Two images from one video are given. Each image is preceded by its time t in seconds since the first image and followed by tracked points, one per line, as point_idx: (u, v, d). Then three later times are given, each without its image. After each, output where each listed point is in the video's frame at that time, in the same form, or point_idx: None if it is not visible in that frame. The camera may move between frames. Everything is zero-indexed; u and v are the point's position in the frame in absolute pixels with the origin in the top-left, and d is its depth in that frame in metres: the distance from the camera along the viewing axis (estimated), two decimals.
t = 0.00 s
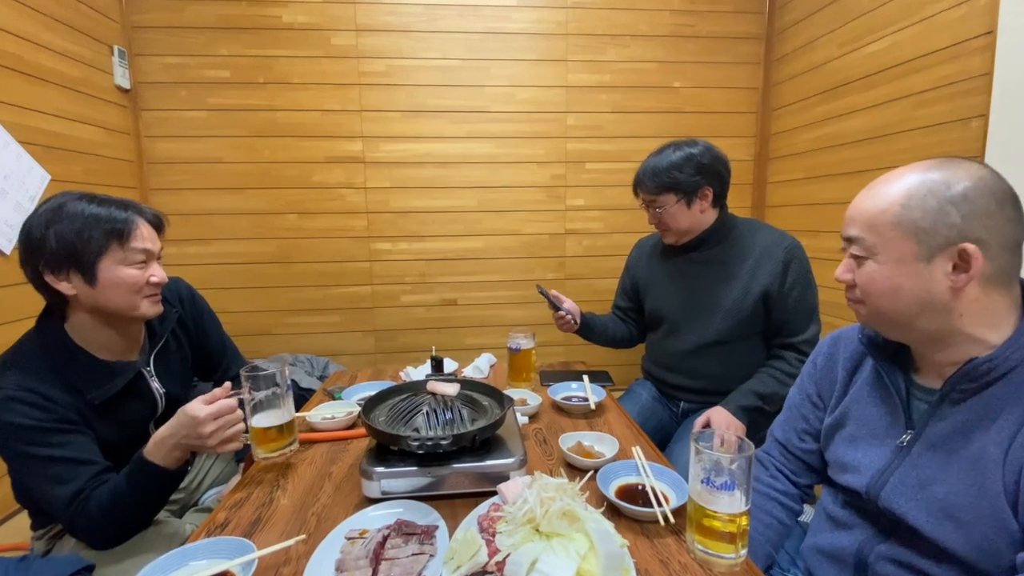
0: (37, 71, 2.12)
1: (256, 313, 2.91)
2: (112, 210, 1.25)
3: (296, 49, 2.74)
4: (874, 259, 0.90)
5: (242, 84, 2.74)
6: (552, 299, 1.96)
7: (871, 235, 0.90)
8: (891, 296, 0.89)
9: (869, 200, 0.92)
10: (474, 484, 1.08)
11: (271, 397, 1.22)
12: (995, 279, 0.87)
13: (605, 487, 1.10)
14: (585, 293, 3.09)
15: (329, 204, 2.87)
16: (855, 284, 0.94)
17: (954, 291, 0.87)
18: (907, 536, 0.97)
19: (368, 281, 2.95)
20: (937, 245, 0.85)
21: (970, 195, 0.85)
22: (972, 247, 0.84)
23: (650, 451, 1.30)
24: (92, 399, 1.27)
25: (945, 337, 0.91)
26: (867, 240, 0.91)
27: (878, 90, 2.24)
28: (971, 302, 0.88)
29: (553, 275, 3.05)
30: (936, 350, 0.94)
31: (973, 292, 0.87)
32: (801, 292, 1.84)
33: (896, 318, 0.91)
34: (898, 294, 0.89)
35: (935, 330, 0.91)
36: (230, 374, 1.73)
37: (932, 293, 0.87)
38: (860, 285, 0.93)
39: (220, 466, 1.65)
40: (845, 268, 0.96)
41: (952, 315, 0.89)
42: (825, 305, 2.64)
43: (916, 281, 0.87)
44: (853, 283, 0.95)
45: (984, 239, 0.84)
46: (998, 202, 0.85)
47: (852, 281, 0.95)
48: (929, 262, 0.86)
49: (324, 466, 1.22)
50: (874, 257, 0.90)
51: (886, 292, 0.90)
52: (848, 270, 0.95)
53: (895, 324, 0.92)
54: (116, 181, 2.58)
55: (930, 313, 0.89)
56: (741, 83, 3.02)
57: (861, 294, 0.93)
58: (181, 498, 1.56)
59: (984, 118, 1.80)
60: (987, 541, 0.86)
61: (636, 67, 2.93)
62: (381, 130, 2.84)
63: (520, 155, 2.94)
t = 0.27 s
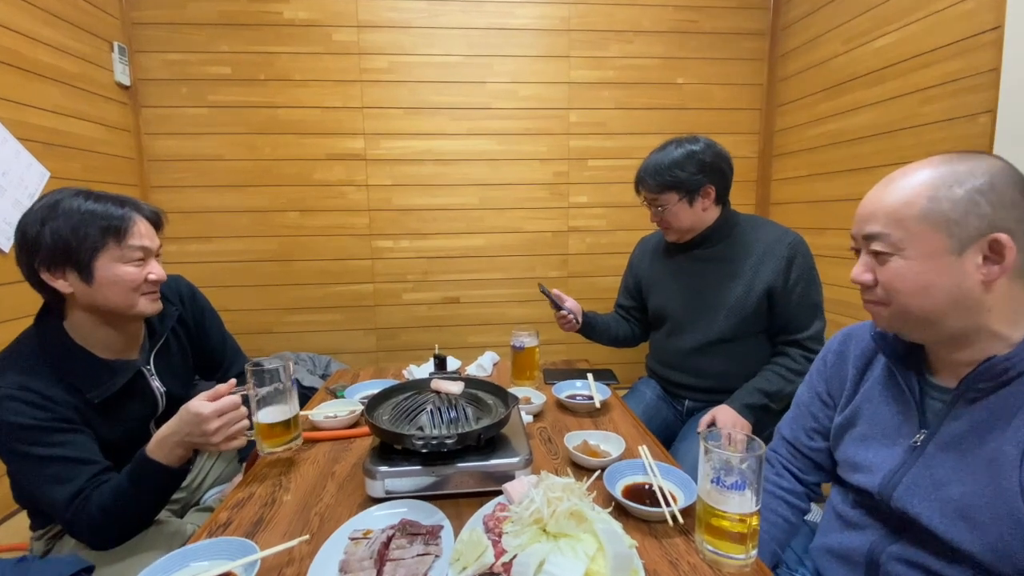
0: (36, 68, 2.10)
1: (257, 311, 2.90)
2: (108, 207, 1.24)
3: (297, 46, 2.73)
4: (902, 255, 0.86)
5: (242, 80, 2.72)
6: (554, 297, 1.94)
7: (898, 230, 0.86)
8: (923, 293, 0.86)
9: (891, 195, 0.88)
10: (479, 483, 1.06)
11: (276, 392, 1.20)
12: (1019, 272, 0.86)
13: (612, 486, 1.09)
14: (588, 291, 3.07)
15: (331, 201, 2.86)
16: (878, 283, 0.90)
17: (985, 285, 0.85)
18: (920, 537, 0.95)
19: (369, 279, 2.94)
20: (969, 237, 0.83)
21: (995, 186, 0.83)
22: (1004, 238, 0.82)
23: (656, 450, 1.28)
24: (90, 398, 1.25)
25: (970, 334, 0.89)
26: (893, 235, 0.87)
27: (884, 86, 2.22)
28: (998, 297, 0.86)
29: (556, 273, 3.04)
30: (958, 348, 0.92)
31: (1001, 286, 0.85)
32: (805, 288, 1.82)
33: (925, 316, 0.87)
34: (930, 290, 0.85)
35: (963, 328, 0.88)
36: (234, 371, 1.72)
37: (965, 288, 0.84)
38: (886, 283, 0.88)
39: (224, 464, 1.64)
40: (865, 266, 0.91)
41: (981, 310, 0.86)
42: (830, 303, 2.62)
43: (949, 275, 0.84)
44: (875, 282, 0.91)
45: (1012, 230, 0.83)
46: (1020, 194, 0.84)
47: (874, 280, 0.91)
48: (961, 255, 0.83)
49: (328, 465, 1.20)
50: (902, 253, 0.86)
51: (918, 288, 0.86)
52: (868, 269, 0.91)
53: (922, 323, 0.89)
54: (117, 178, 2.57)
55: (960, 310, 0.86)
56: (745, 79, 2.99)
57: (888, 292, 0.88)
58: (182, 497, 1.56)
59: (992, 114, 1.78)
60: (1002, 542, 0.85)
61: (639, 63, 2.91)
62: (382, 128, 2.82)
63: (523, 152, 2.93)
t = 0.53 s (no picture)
0: (31, 69, 2.10)
1: (255, 313, 2.89)
2: (101, 210, 1.24)
3: (294, 47, 2.72)
4: (901, 255, 0.86)
5: (239, 82, 2.72)
6: (546, 299, 1.95)
7: (897, 230, 0.86)
8: (922, 294, 0.85)
9: (890, 194, 0.88)
10: (474, 485, 1.06)
11: (270, 395, 1.20)
12: (1015, 271, 0.86)
13: (607, 487, 1.09)
14: (585, 291, 3.07)
15: (328, 202, 2.86)
16: (877, 284, 0.89)
17: (984, 284, 0.85)
18: (915, 538, 0.95)
19: (367, 279, 2.93)
20: (968, 237, 0.83)
21: (992, 186, 0.84)
22: (1004, 237, 0.83)
23: (652, 451, 1.28)
24: (83, 401, 1.25)
25: (968, 335, 0.89)
26: (891, 235, 0.86)
27: (880, 85, 2.22)
28: (995, 296, 0.86)
29: (553, 274, 3.04)
30: (954, 348, 0.92)
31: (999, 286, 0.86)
32: (796, 286, 1.82)
33: (924, 317, 0.87)
34: (930, 291, 0.85)
35: (961, 328, 0.88)
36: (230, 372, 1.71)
37: (965, 288, 0.84)
38: (885, 284, 0.88)
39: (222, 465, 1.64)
40: (863, 267, 0.91)
41: (979, 310, 0.87)
42: (826, 302, 2.62)
43: (950, 275, 0.84)
44: (873, 283, 0.90)
45: (1010, 230, 0.84)
46: (1017, 194, 0.85)
47: (872, 281, 0.90)
48: (961, 255, 0.83)
49: (323, 467, 1.20)
50: (900, 253, 0.86)
51: (917, 289, 0.85)
52: (866, 270, 0.91)
53: (921, 324, 0.88)
54: (113, 180, 2.56)
55: (959, 310, 0.86)
56: (742, 79, 3.00)
57: (887, 294, 0.88)
58: (177, 499, 1.55)
59: (988, 113, 1.79)
60: (996, 542, 0.85)
61: (636, 63, 2.91)
62: (379, 128, 2.82)
63: (520, 153, 2.92)
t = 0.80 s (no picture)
0: (31, 77, 2.11)
1: (253, 317, 2.90)
2: (101, 218, 1.25)
3: (292, 53, 2.74)
4: (891, 262, 0.88)
5: (237, 88, 2.74)
6: (538, 308, 1.96)
7: (887, 237, 0.88)
8: (912, 299, 0.87)
9: (880, 202, 0.89)
10: (471, 489, 1.08)
11: (269, 403, 1.21)
12: (1002, 277, 0.88)
13: (602, 491, 1.10)
14: (583, 295, 3.09)
15: (326, 207, 2.87)
16: (868, 290, 0.91)
17: (972, 290, 0.87)
18: (905, 539, 0.97)
19: (365, 284, 2.95)
20: (956, 244, 0.85)
21: (980, 193, 0.86)
22: (991, 244, 0.85)
23: (647, 454, 1.30)
24: (84, 408, 1.27)
25: (957, 339, 0.91)
26: (882, 242, 0.88)
27: (872, 91, 2.24)
28: (983, 301, 0.88)
29: (550, 278, 3.05)
30: (944, 351, 0.94)
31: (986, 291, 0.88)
32: (782, 288, 1.85)
33: (914, 322, 0.89)
34: (919, 297, 0.87)
35: (950, 332, 0.90)
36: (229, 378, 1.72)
37: (954, 293, 0.86)
38: (876, 290, 0.90)
39: (223, 471, 1.67)
40: (854, 273, 0.92)
41: (967, 315, 0.88)
42: (821, 305, 2.64)
43: (938, 281, 0.86)
44: (864, 289, 0.92)
45: (997, 236, 0.86)
46: (1004, 201, 0.87)
47: (862, 287, 0.92)
48: (949, 261, 0.85)
49: (322, 472, 1.21)
50: (891, 260, 0.88)
51: (907, 295, 0.87)
52: (856, 276, 0.92)
53: (911, 328, 0.90)
54: (112, 186, 2.58)
55: (948, 315, 0.88)
56: (736, 84, 3.02)
57: (878, 299, 0.89)
58: (177, 505, 1.56)
59: (978, 119, 1.81)
60: (983, 543, 0.87)
61: (632, 69, 2.94)
62: (377, 134, 2.84)
63: (517, 158, 2.94)
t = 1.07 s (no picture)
0: (32, 81, 2.12)
1: (253, 321, 2.90)
2: (105, 223, 1.25)
3: (293, 57, 2.75)
4: (882, 264, 0.89)
5: (238, 92, 2.74)
6: (536, 315, 1.96)
7: (878, 240, 0.89)
8: (900, 300, 0.89)
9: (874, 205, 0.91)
10: (474, 493, 1.08)
11: (274, 407, 1.22)
12: (995, 282, 0.88)
13: (605, 494, 1.11)
14: (583, 298, 3.10)
15: (327, 211, 2.88)
16: (859, 290, 0.92)
17: (961, 293, 0.87)
18: (905, 538, 0.97)
19: (365, 287, 2.95)
20: (945, 248, 0.86)
21: (974, 198, 0.86)
22: (981, 249, 0.85)
23: (648, 458, 1.30)
24: (87, 412, 1.27)
25: (948, 340, 0.91)
26: (873, 244, 0.90)
27: (871, 94, 2.25)
28: (974, 304, 0.88)
29: (550, 280, 3.06)
30: (937, 352, 0.94)
31: (978, 294, 0.88)
32: (777, 289, 1.85)
33: (903, 323, 0.90)
34: (907, 298, 0.88)
35: (940, 333, 0.91)
36: (230, 382, 1.73)
37: (941, 296, 0.87)
38: (867, 291, 0.91)
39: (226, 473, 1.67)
40: (847, 273, 0.94)
41: (957, 318, 0.89)
42: (820, 308, 2.65)
43: (926, 284, 0.87)
44: (856, 289, 0.93)
45: (990, 241, 0.86)
46: (999, 206, 0.87)
47: (855, 287, 0.94)
48: (939, 265, 0.86)
49: (324, 476, 1.21)
50: (881, 261, 0.89)
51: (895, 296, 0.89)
52: (849, 276, 0.94)
53: (901, 329, 0.91)
54: (112, 190, 2.58)
55: (937, 317, 0.89)
56: (735, 87, 3.03)
57: (869, 300, 0.91)
58: (178, 509, 1.56)
59: (976, 123, 1.82)
60: (980, 541, 0.87)
61: (631, 72, 2.95)
62: (377, 138, 2.85)
63: (517, 161, 2.95)
